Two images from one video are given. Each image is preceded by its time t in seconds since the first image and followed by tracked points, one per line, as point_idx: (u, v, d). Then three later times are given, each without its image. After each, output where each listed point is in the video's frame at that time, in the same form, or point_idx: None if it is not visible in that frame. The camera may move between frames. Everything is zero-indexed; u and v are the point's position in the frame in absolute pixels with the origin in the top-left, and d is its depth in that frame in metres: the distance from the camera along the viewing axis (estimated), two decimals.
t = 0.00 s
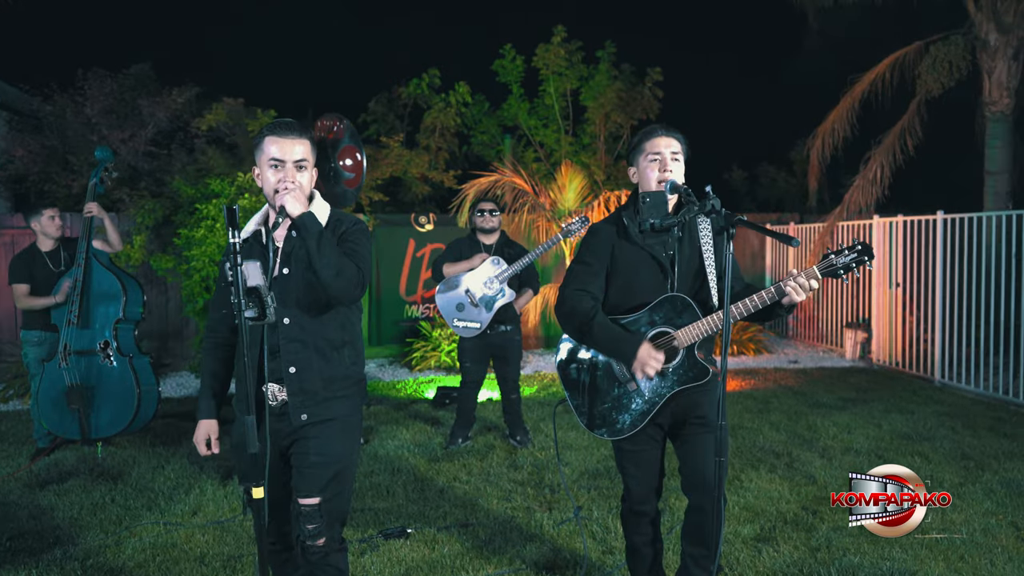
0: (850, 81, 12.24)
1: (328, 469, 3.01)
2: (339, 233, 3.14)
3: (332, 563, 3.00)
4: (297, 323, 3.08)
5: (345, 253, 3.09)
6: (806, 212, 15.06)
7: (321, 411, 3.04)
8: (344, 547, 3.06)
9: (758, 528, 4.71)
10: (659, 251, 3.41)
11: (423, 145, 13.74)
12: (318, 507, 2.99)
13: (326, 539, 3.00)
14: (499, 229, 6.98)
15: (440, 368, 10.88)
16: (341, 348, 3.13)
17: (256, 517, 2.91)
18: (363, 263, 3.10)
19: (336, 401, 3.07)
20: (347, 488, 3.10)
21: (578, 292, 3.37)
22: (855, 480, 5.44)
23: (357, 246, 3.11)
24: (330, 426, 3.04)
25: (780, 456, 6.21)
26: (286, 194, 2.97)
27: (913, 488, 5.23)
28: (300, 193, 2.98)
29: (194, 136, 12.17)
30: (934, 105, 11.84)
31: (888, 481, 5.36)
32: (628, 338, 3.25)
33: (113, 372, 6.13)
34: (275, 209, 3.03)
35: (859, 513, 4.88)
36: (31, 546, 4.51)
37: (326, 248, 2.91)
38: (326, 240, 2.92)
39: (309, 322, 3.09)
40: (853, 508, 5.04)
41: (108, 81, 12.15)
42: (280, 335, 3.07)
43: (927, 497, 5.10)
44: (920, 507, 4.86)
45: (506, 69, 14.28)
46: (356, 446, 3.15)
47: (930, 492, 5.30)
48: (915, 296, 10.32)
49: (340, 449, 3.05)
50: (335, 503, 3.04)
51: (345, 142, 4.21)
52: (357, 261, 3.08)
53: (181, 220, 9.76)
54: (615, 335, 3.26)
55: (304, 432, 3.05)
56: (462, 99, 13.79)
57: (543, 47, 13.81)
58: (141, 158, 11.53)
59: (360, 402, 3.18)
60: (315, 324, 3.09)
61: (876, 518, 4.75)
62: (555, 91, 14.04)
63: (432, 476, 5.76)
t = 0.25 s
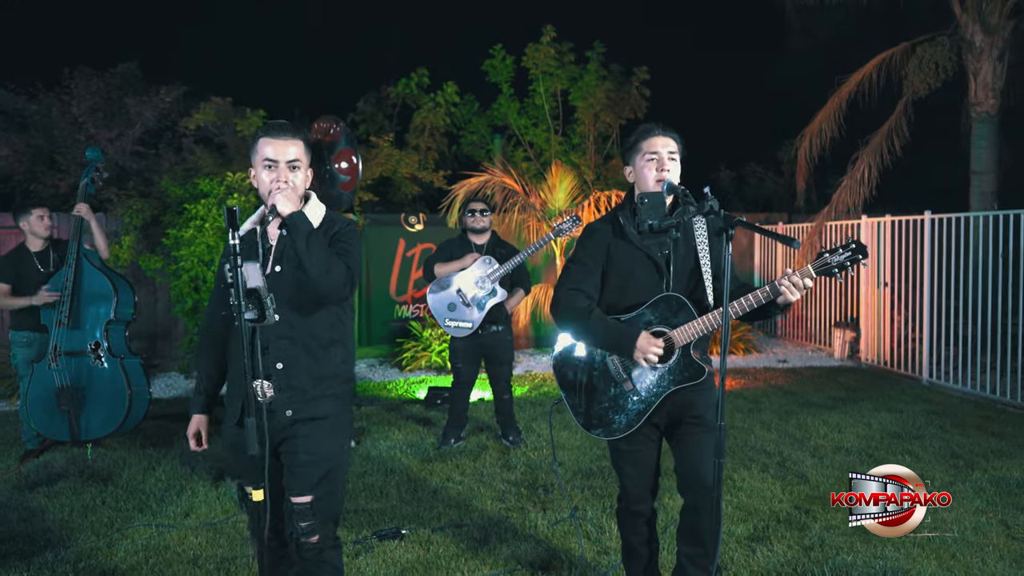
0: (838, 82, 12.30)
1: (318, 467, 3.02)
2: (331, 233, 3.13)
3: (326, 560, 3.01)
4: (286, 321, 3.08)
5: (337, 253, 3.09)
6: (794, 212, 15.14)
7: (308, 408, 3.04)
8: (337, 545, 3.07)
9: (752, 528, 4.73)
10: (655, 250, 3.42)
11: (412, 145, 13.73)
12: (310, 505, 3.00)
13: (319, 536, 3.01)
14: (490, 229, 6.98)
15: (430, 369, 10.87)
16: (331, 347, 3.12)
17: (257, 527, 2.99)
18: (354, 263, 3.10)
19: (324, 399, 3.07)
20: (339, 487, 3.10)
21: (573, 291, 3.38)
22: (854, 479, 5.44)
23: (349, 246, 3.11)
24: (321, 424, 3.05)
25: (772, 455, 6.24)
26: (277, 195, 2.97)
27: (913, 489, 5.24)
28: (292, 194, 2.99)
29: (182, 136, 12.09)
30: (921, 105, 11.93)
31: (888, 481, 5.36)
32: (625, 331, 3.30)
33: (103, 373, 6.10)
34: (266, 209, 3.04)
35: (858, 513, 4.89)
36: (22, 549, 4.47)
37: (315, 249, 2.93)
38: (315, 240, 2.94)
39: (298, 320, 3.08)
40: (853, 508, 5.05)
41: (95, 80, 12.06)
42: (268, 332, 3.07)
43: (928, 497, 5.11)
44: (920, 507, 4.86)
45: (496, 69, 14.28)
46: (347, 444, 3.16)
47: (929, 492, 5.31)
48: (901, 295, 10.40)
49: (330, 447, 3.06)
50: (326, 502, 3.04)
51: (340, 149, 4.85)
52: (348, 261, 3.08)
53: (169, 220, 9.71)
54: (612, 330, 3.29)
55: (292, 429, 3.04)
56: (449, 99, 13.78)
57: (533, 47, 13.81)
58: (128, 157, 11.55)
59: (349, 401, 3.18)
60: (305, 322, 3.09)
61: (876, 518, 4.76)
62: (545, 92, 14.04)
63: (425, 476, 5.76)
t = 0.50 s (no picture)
0: (834, 81, 12.30)
1: (307, 469, 3.04)
2: (324, 241, 3.12)
3: (317, 559, 3.04)
4: (276, 326, 3.08)
5: (328, 262, 3.07)
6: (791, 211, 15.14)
7: (294, 410, 3.04)
8: (329, 544, 3.09)
9: (750, 529, 4.73)
10: (653, 252, 3.41)
11: (409, 144, 13.71)
12: (299, 505, 3.02)
13: (309, 536, 3.02)
14: (487, 230, 6.97)
15: (427, 369, 10.86)
16: (320, 352, 3.11)
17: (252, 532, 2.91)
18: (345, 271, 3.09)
19: (313, 403, 3.06)
20: (329, 487, 3.11)
21: (570, 294, 3.37)
22: (854, 479, 5.43)
23: (342, 253, 3.10)
24: (309, 426, 3.06)
25: (770, 456, 6.24)
26: (271, 202, 2.95)
27: (912, 488, 5.24)
28: (286, 200, 2.97)
29: (179, 137, 12.06)
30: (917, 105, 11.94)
31: (888, 480, 5.33)
32: (617, 338, 3.31)
33: (99, 375, 6.07)
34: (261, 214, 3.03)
35: (858, 513, 4.88)
36: (18, 551, 4.45)
37: (307, 256, 2.91)
38: (307, 248, 2.92)
39: (287, 326, 3.08)
40: (853, 508, 5.03)
41: (91, 80, 12.03)
42: (257, 336, 3.07)
43: (927, 497, 5.11)
44: (920, 507, 4.85)
45: (494, 69, 14.27)
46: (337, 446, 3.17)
47: (929, 492, 5.31)
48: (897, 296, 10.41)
49: (320, 447, 3.07)
50: (316, 502, 3.06)
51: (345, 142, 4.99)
52: (338, 269, 3.06)
53: (166, 220, 9.69)
54: (604, 335, 3.32)
55: (281, 431, 3.06)
56: (445, 99, 13.76)
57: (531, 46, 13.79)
58: (125, 157, 11.39)
59: (339, 405, 3.16)
60: (295, 328, 3.08)
61: (877, 518, 4.76)
62: (542, 91, 14.01)
63: (422, 478, 5.75)
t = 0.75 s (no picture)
0: (837, 80, 12.26)
1: (300, 467, 3.02)
2: (319, 243, 3.10)
3: (311, 555, 3.03)
4: (268, 327, 3.06)
5: (320, 267, 3.05)
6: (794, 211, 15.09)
7: (286, 411, 3.03)
8: (323, 540, 3.09)
9: (750, 530, 4.70)
10: (650, 250, 3.39)
11: (410, 144, 13.70)
12: (294, 501, 3.01)
13: (303, 532, 3.03)
14: (487, 229, 6.94)
15: (429, 369, 10.84)
16: (313, 354, 3.10)
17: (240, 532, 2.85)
18: (336, 274, 3.07)
19: (306, 403, 3.05)
20: (322, 485, 3.10)
21: (569, 293, 3.32)
22: (854, 479, 5.40)
23: (335, 257, 3.08)
24: (302, 425, 3.04)
25: (771, 456, 6.21)
26: (265, 205, 2.95)
27: (912, 488, 5.22)
28: (280, 202, 2.97)
29: (179, 137, 12.05)
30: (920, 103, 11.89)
31: (888, 481, 5.29)
32: (621, 339, 3.23)
33: (98, 375, 6.06)
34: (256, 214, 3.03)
35: (857, 513, 4.86)
36: (15, 552, 4.44)
37: (297, 262, 2.91)
38: (299, 254, 2.92)
39: (279, 329, 3.06)
40: (853, 508, 5.01)
41: (92, 81, 12.02)
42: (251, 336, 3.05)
43: (926, 497, 5.09)
44: (919, 507, 4.83)
45: (495, 69, 14.25)
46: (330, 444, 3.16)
47: (929, 492, 5.29)
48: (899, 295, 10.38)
49: (313, 445, 3.06)
50: (310, 499, 3.05)
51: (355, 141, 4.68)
52: (328, 275, 3.04)
53: (166, 220, 9.68)
54: (607, 335, 3.23)
55: (273, 431, 3.05)
56: (444, 98, 13.74)
57: (533, 45, 13.78)
58: (126, 157, 11.38)
59: (332, 406, 3.15)
60: (286, 331, 3.07)
61: (877, 518, 4.74)
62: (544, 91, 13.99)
63: (421, 478, 5.73)
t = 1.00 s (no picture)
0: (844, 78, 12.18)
1: (293, 467, 3.01)
2: (317, 249, 3.08)
3: (303, 555, 3.02)
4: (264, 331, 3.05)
5: (318, 274, 3.03)
6: (800, 209, 15.02)
7: (281, 415, 3.01)
8: (315, 540, 3.08)
9: (750, 530, 4.66)
10: (647, 250, 3.35)
11: (414, 143, 13.70)
12: (286, 501, 3.00)
13: (295, 532, 3.02)
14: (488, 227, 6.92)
15: (433, 368, 10.83)
16: (308, 359, 3.09)
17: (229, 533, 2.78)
18: (334, 282, 3.05)
19: (300, 407, 3.04)
20: (314, 486, 3.09)
21: (563, 290, 3.31)
22: (854, 479, 5.38)
23: (332, 264, 3.06)
24: (295, 427, 3.03)
25: (773, 456, 6.17)
26: (265, 211, 2.88)
27: (912, 488, 5.20)
28: (280, 209, 2.90)
29: (184, 135, 12.07)
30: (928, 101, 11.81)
31: (887, 481, 5.32)
32: (614, 334, 3.23)
33: (100, 374, 6.08)
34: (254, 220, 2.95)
35: (858, 513, 4.85)
36: (14, 549, 4.44)
37: (295, 269, 2.86)
38: (297, 261, 2.87)
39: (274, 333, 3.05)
40: (852, 508, 4.99)
41: (98, 80, 12.06)
42: (248, 340, 3.04)
43: (926, 497, 5.07)
44: (919, 507, 4.80)
45: (500, 68, 14.23)
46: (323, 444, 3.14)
47: (929, 492, 5.27)
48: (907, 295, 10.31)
49: (306, 446, 3.04)
50: (302, 499, 3.03)
51: (372, 143, 5.74)
52: (325, 282, 3.02)
53: (171, 219, 9.71)
54: (602, 333, 3.23)
55: (267, 434, 3.03)
56: (448, 97, 13.73)
57: (540, 43, 13.77)
58: (132, 156, 11.41)
59: (326, 409, 3.14)
60: (279, 337, 3.05)
61: (877, 518, 4.72)
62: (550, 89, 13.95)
63: (421, 477, 5.71)
